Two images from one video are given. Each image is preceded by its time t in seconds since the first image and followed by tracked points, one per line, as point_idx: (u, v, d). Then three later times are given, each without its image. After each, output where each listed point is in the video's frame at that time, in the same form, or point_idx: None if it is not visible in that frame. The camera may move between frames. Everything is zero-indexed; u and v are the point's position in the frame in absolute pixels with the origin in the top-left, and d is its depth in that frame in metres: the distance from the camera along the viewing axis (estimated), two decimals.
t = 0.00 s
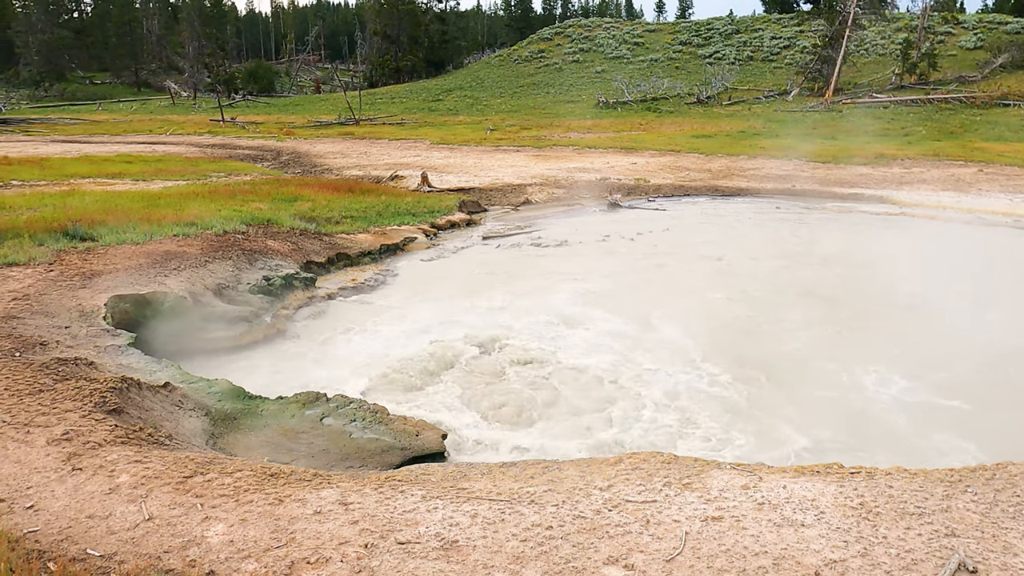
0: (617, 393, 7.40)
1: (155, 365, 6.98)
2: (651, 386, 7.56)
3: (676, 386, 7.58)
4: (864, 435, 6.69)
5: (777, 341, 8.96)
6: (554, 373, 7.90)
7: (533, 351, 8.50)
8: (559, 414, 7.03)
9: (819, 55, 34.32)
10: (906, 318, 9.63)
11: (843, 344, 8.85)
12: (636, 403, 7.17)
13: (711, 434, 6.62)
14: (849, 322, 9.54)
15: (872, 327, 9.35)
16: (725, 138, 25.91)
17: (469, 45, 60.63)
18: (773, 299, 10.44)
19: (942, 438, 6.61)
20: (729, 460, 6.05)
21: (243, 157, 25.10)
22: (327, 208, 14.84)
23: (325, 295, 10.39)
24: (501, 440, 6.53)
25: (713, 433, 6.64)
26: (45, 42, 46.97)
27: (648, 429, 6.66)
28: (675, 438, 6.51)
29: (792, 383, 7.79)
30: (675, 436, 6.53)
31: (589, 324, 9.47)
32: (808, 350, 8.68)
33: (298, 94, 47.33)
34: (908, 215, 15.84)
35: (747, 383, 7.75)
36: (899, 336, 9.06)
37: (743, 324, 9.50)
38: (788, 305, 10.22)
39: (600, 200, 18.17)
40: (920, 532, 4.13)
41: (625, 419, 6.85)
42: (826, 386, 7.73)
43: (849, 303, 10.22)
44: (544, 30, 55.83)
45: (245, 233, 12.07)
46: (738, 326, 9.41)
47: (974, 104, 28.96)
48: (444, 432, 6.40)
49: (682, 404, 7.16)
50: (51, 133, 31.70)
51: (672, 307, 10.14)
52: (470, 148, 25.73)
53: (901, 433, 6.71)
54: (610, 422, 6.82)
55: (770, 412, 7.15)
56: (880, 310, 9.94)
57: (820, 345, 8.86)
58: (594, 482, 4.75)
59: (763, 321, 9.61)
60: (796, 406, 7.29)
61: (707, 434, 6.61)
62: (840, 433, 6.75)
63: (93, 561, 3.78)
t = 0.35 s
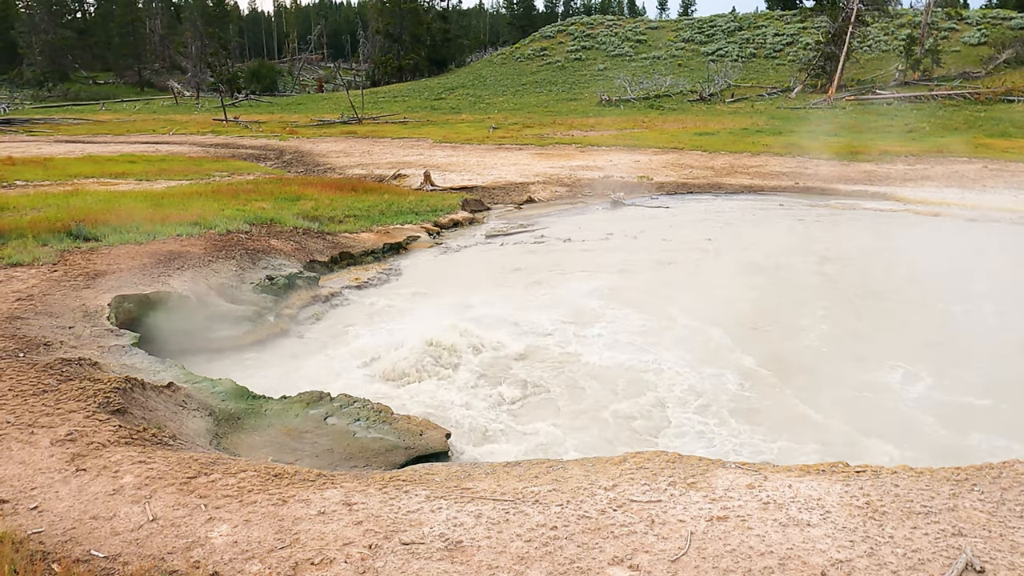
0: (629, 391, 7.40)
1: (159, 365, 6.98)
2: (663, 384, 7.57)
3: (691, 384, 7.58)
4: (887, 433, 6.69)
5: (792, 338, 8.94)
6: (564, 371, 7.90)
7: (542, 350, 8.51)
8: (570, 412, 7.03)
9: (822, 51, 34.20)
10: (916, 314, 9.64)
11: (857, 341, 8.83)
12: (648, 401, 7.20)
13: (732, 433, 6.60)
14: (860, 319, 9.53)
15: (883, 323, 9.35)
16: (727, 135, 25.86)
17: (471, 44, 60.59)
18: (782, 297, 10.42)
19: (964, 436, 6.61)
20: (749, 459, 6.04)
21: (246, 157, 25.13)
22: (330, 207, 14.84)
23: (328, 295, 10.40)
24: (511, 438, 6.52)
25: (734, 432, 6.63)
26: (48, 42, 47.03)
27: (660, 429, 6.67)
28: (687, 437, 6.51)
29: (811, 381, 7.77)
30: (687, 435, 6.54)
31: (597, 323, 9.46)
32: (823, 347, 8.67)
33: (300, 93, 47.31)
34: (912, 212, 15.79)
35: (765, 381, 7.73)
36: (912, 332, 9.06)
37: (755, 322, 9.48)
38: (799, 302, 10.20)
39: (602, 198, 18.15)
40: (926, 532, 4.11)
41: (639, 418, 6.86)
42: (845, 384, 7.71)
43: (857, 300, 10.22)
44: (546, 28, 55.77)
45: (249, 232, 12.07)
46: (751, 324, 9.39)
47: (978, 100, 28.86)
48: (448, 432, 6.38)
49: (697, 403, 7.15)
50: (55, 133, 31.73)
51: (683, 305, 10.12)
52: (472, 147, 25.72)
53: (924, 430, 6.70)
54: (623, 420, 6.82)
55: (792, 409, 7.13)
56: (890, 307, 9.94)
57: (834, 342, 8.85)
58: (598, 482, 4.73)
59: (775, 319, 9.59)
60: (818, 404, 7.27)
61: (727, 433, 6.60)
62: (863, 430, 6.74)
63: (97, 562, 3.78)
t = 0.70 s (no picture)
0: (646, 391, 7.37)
1: (161, 364, 6.98)
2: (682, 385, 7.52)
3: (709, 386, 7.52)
4: (911, 433, 6.64)
5: (805, 339, 8.88)
6: (577, 371, 7.87)
7: (553, 350, 8.47)
8: (583, 412, 7.01)
9: (825, 50, 34.11)
10: (926, 313, 9.61)
11: (870, 341, 8.79)
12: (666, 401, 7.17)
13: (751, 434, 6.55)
14: (870, 318, 9.49)
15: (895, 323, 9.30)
16: (731, 134, 25.81)
17: (474, 43, 60.58)
18: (790, 297, 10.37)
19: (988, 435, 6.57)
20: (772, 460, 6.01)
21: (249, 156, 25.17)
22: (333, 206, 14.85)
23: (331, 294, 10.40)
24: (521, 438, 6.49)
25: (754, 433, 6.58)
26: (52, 43, 47.14)
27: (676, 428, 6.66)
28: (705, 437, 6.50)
29: (830, 380, 7.71)
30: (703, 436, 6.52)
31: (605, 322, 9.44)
32: (837, 347, 8.62)
33: (303, 92, 47.34)
34: (916, 211, 15.74)
35: (784, 382, 7.66)
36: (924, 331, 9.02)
37: (767, 322, 9.42)
38: (809, 302, 10.15)
39: (605, 197, 18.13)
40: (929, 531, 4.09)
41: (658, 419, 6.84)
42: (864, 384, 7.65)
43: (866, 299, 10.19)
44: (549, 27, 55.73)
45: (251, 231, 12.08)
46: (763, 325, 9.32)
47: (983, 99, 28.77)
48: (450, 431, 6.37)
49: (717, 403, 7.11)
50: (59, 133, 31.81)
51: (693, 305, 10.07)
52: (475, 146, 25.71)
53: (949, 431, 6.66)
54: (641, 421, 6.79)
55: (813, 410, 7.08)
56: (898, 305, 9.90)
57: (846, 341, 8.81)
58: (599, 481, 4.72)
59: (786, 319, 9.53)
60: (838, 403, 7.22)
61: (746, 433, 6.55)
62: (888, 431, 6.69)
63: (98, 561, 3.78)
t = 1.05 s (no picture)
0: (655, 392, 7.34)
1: (166, 364, 7.00)
2: (691, 386, 7.49)
3: (722, 387, 7.47)
4: (937, 435, 6.58)
5: (819, 340, 8.81)
6: (584, 370, 7.84)
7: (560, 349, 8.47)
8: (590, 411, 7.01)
9: (830, 48, 34.01)
10: (936, 312, 9.57)
11: (883, 341, 8.73)
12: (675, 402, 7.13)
13: (773, 435, 6.49)
14: (881, 318, 9.43)
15: (907, 323, 9.25)
16: (735, 132, 25.78)
17: (478, 41, 60.56)
18: (799, 297, 10.31)
19: (1006, 436, 6.55)
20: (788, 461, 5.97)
21: (253, 156, 25.20)
22: (337, 206, 14.87)
23: (335, 294, 10.42)
24: (531, 438, 6.47)
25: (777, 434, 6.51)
26: (57, 43, 47.23)
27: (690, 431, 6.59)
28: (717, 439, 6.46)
29: (848, 382, 7.65)
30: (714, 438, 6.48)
31: (610, 321, 9.40)
32: (851, 348, 8.56)
33: (307, 91, 47.37)
34: (921, 209, 15.70)
35: (798, 382, 7.63)
36: (936, 331, 8.98)
37: (778, 322, 9.36)
38: (819, 301, 10.10)
39: (609, 196, 18.12)
40: (934, 531, 4.08)
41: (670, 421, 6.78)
42: (883, 386, 7.59)
43: (875, 298, 10.14)
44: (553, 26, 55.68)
45: (255, 231, 12.10)
46: (776, 325, 9.26)
47: (987, 97, 28.67)
48: (453, 430, 6.37)
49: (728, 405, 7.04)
50: (63, 133, 31.87)
51: (702, 305, 10.01)
52: (478, 145, 25.71)
53: (969, 430, 6.63)
54: (654, 423, 6.75)
55: (837, 412, 7.01)
56: (908, 305, 9.85)
57: (860, 341, 8.75)
58: (603, 481, 4.72)
59: (798, 319, 9.47)
60: (861, 405, 7.14)
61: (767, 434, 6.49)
62: (913, 433, 6.62)
63: (103, 560, 3.79)
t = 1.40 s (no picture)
0: (665, 391, 7.34)
1: (171, 362, 7.02)
2: (701, 386, 7.47)
3: (737, 387, 7.44)
4: (961, 435, 6.53)
5: (834, 340, 8.76)
6: (596, 370, 7.83)
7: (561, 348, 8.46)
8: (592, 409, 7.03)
9: (834, 46, 33.95)
10: (949, 312, 9.51)
11: (899, 340, 8.68)
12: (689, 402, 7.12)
13: (790, 436, 6.47)
14: (894, 317, 9.37)
15: (920, 322, 9.19)
16: (741, 131, 25.77)
17: (482, 40, 60.57)
18: (809, 296, 10.26)
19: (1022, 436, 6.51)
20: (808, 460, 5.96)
21: (257, 155, 25.23)
22: (341, 205, 14.90)
23: (338, 294, 10.45)
24: (543, 438, 6.46)
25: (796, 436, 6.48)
26: (62, 42, 47.36)
27: (704, 431, 6.59)
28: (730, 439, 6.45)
29: (865, 382, 7.60)
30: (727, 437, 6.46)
31: (620, 321, 9.37)
32: (867, 348, 8.51)
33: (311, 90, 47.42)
34: (926, 208, 15.65)
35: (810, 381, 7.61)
36: (950, 330, 8.93)
37: (789, 322, 9.32)
38: (828, 301, 10.06)
39: (613, 194, 18.11)
40: (940, 531, 4.07)
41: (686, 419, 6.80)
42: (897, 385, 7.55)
43: (886, 298, 10.08)
44: (557, 25, 55.66)
45: (260, 230, 12.14)
46: (787, 325, 9.21)
47: (994, 95, 28.59)
48: (457, 429, 6.38)
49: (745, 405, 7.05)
50: (68, 132, 31.95)
51: (711, 305, 9.97)
52: (482, 144, 25.71)
53: (984, 430, 6.60)
54: (669, 423, 6.74)
55: (859, 412, 6.96)
56: (920, 304, 9.79)
57: (874, 341, 8.69)
58: (608, 480, 4.72)
59: (809, 319, 9.42)
60: (881, 406, 7.10)
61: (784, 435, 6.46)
62: (929, 433, 6.59)
63: (110, 558, 3.81)
